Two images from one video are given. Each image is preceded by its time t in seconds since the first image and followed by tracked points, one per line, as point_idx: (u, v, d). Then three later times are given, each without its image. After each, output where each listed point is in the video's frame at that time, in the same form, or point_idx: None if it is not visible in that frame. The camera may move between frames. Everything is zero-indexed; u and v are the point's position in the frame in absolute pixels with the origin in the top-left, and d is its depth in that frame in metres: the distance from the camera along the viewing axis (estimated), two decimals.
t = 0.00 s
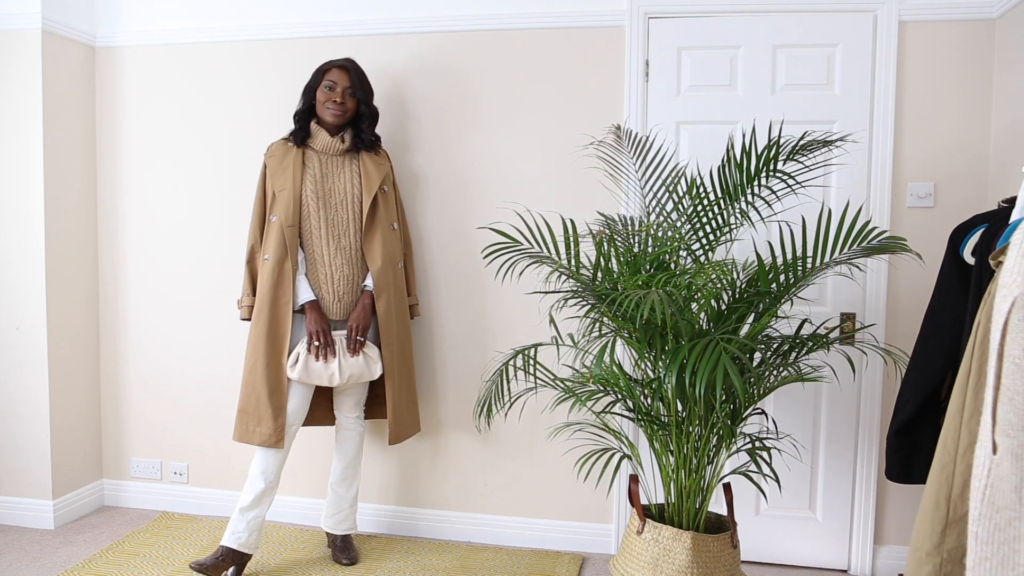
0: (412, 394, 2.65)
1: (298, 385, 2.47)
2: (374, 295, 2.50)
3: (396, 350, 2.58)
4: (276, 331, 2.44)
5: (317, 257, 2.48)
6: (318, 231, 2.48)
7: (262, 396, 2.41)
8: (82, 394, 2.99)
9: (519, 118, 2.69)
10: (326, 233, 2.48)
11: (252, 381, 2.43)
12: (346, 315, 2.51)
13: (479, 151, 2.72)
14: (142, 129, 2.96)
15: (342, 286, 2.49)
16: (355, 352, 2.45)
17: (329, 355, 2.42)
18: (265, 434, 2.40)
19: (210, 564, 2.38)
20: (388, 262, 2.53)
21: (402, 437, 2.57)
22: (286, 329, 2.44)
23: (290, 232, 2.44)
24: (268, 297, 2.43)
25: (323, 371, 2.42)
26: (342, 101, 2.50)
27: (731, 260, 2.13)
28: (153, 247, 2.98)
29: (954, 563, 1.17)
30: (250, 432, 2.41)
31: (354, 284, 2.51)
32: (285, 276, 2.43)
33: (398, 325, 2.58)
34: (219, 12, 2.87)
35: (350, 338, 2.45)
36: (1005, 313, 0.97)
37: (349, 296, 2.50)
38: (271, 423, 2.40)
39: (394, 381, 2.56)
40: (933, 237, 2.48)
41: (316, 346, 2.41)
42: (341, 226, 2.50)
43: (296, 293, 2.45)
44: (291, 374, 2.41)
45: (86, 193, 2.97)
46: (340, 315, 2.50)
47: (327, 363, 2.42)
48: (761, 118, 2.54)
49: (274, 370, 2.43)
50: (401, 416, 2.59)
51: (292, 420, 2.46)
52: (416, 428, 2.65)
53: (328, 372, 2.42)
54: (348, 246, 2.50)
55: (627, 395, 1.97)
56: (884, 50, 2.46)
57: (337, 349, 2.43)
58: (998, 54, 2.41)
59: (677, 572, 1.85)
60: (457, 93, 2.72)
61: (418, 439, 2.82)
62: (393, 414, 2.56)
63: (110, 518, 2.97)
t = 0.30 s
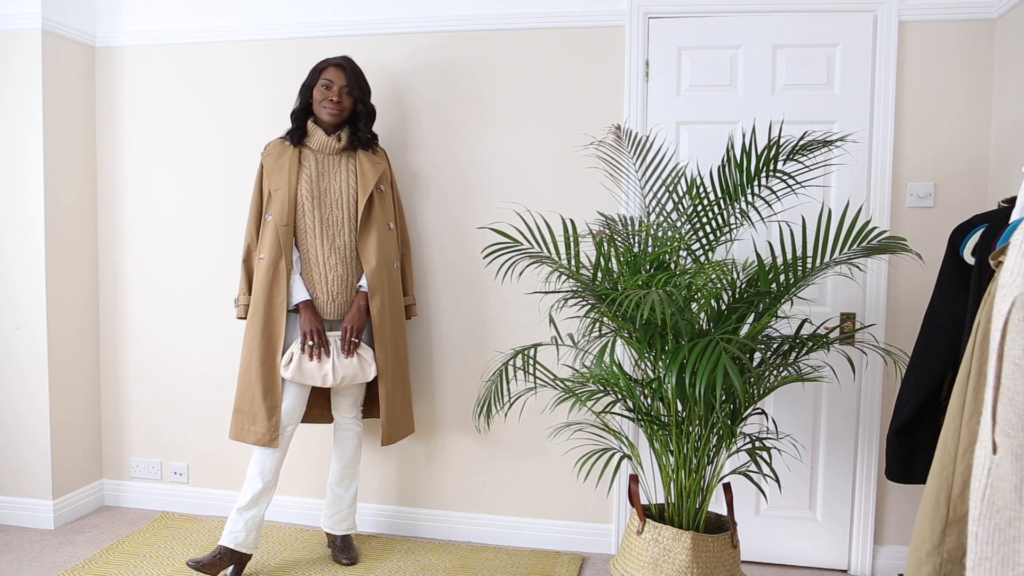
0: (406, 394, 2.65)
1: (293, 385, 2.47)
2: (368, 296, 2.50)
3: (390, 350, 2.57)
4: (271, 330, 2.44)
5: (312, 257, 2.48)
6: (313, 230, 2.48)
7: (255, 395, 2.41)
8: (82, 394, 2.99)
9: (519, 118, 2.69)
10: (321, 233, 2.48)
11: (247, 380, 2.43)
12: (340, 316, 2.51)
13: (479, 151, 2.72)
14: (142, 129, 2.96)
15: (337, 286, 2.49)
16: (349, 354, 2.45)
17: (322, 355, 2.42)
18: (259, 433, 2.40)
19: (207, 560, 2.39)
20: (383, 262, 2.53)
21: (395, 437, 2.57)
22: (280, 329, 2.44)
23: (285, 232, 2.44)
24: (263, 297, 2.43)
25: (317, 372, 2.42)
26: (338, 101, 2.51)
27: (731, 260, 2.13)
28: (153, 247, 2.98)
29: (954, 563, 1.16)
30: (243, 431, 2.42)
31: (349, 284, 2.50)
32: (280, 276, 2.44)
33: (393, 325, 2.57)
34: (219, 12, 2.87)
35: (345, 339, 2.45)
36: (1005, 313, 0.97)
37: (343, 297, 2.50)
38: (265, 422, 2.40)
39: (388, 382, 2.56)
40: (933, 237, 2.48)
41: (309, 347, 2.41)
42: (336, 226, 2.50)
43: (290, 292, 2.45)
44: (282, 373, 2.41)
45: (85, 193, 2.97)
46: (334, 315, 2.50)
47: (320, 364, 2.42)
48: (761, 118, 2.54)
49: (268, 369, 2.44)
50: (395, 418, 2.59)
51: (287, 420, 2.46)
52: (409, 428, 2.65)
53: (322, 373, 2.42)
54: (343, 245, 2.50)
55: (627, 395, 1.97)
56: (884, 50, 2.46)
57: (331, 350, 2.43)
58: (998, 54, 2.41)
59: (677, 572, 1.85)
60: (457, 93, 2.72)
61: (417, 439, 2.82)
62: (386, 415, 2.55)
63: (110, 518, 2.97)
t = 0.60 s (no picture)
0: (407, 395, 2.65)
1: (295, 385, 2.46)
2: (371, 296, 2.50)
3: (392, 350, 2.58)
4: (273, 330, 2.43)
5: (314, 257, 2.48)
6: (315, 231, 2.47)
7: (258, 396, 2.40)
8: (82, 394, 2.99)
9: (519, 118, 2.69)
10: (323, 233, 2.48)
11: (249, 381, 2.42)
12: (342, 316, 2.50)
13: (479, 151, 2.72)
14: (143, 128, 2.96)
15: (339, 286, 2.49)
16: (353, 354, 2.45)
17: (326, 356, 2.42)
18: (262, 435, 2.40)
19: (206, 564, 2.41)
20: (385, 262, 2.53)
21: (397, 438, 2.58)
22: (282, 330, 2.44)
23: (287, 232, 2.43)
24: (265, 297, 2.42)
25: (321, 373, 2.41)
26: (337, 102, 2.50)
27: (731, 260, 2.13)
28: (153, 247, 2.98)
29: (954, 563, 1.16)
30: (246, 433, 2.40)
31: (350, 284, 2.50)
32: (281, 276, 2.43)
33: (394, 325, 2.58)
34: (219, 12, 2.87)
35: (348, 339, 2.45)
36: (1005, 313, 0.97)
37: (345, 297, 2.50)
38: (268, 423, 2.40)
39: (390, 382, 2.56)
40: (933, 237, 2.48)
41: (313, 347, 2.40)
42: (337, 225, 2.50)
43: (293, 292, 2.44)
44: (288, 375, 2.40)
45: (85, 193, 2.97)
46: (336, 315, 2.50)
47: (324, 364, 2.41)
48: (762, 118, 2.54)
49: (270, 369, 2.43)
50: (396, 417, 2.59)
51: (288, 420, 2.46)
52: (410, 428, 2.65)
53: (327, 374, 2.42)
54: (345, 246, 2.50)
55: (627, 395, 1.97)
56: (884, 50, 2.46)
57: (334, 350, 2.43)
58: (997, 54, 2.41)
59: (677, 572, 1.85)
60: (458, 93, 2.72)
61: (417, 439, 2.82)
62: (388, 415, 2.56)
63: (110, 518, 2.97)
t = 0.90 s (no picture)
0: (412, 394, 2.65)
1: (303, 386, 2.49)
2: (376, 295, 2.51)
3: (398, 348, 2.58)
4: (279, 332, 2.43)
5: (318, 258, 2.48)
6: (319, 231, 2.47)
7: (268, 399, 2.40)
8: (82, 394, 2.99)
9: (519, 118, 2.69)
10: (327, 233, 2.48)
11: (257, 384, 2.41)
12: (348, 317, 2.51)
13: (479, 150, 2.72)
14: (143, 128, 2.96)
15: (344, 286, 2.49)
16: (360, 354, 2.46)
17: (334, 357, 2.42)
18: (272, 437, 2.40)
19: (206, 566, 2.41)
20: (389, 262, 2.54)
21: (404, 437, 2.58)
22: (289, 331, 2.44)
23: (291, 233, 2.43)
24: (270, 300, 2.41)
25: (329, 373, 2.43)
26: (337, 104, 2.51)
27: (731, 260, 2.13)
28: (153, 246, 2.98)
29: (954, 563, 1.16)
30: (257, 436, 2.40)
31: (355, 284, 2.51)
32: (286, 277, 2.43)
33: (400, 324, 2.58)
34: (219, 12, 2.87)
35: (355, 339, 2.45)
36: (1005, 313, 0.97)
37: (351, 297, 2.50)
38: (278, 425, 2.40)
39: (397, 382, 2.56)
40: (933, 237, 2.48)
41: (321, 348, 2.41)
42: (341, 226, 2.50)
43: (298, 293, 2.44)
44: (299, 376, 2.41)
45: (85, 193, 2.97)
46: (342, 316, 2.50)
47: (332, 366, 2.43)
48: (762, 118, 2.54)
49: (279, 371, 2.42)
50: (403, 417, 2.59)
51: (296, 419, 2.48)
52: (416, 427, 2.66)
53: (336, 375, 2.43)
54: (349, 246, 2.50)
55: (627, 396, 1.97)
56: (884, 50, 2.46)
57: (341, 351, 2.43)
58: (998, 54, 2.41)
59: (677, 572, 1.85)
60: (458, 93, 2.72)
61: (417, 439, 2.82)
62: (396, 415, 2.55)
63: (110, 518, 2.97)
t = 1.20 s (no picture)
0: (410, 395, 2.65)
1: (295, 386, 2.46)
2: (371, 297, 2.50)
3: (394, 348, 2.57)
4: (274, 331, 2.44)
5: (314, 258, 2.48)
6: (315, 231, 2.47)
7: (258, 397, 2.41)
8: (82, 394, 2.99)
9: (519, 118, 2.69)
10: (323, 234, 2.48)
11: (250, 381, 2.43)
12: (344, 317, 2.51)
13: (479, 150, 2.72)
14: (143, 128, 2.96)
15: (339, 287, 2.49)
16: (353, 355, 2.45)
17: (326, 356, 2.42)
18: (262, 436, 2.40)
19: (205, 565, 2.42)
20: (385, 262, 2.53)
21: (401, 438, 2.58)
22: (284, 331, 2.44)
23: (286, 233, 2.43)
24: (264, 299, 2.43)
25: (321, 373, 2.41)
26: (337, 101, 2.50)
27: (731, 260, 2.13)
28: (154, 246, 2.98)
29: (954, 563, 1.16)
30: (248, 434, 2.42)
31: (351, 285, 2.50)
32: (281, 277, 2.43)
33: (396, 325, 2.57)
34: (219, 12, 2.87)
35: (348, 340, 2.45)
36: (1005, 313, 0.97)
37: (346, 297, 2.50)
38: (269, 424, 2.41)
39: (392, 383, 2.55)
40: (933, 237, 2.48)
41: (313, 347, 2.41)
42: (337, 227, 2.49)
43: (293, 293, 2.44)
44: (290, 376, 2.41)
45: (86, 193, 2.97)
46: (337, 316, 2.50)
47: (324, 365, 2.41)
48: (761, 118, 2.54)
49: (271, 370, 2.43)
50: (400, 417, 2.59)
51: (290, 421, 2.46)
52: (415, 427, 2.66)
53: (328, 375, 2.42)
54: (345, 246, 2.50)
55: (627, 395, 1.97)
56: (884, 49, 2.46)
57: (334, 351, 2.43)
58: (998, 54, 2.41)
59: (677, 572, 1.85)
60: (458, 93, 2.72)
61: (417, 439, 2.82)
62: (393, 416, 2.56)
63: (110, 518, 2.97)
